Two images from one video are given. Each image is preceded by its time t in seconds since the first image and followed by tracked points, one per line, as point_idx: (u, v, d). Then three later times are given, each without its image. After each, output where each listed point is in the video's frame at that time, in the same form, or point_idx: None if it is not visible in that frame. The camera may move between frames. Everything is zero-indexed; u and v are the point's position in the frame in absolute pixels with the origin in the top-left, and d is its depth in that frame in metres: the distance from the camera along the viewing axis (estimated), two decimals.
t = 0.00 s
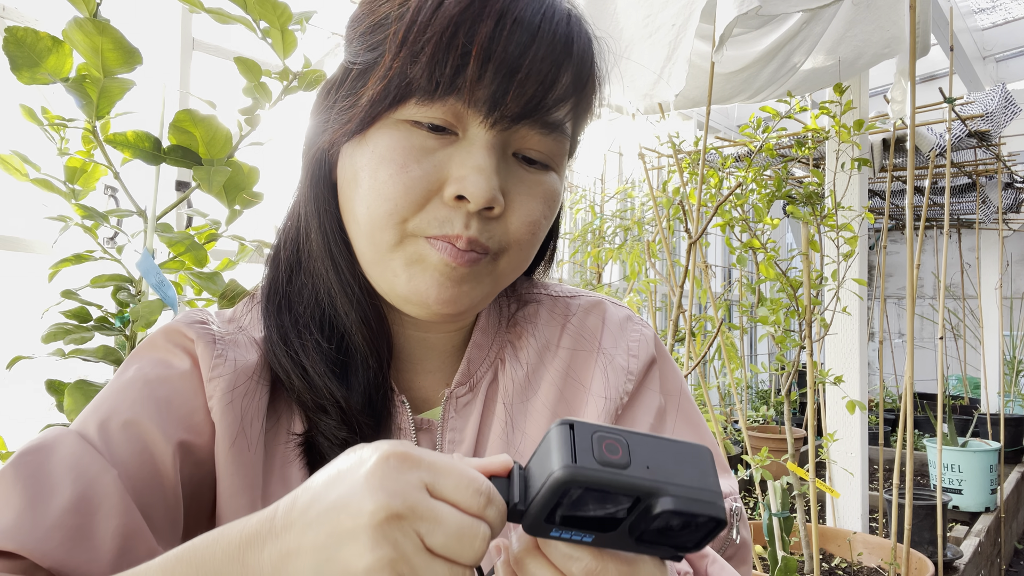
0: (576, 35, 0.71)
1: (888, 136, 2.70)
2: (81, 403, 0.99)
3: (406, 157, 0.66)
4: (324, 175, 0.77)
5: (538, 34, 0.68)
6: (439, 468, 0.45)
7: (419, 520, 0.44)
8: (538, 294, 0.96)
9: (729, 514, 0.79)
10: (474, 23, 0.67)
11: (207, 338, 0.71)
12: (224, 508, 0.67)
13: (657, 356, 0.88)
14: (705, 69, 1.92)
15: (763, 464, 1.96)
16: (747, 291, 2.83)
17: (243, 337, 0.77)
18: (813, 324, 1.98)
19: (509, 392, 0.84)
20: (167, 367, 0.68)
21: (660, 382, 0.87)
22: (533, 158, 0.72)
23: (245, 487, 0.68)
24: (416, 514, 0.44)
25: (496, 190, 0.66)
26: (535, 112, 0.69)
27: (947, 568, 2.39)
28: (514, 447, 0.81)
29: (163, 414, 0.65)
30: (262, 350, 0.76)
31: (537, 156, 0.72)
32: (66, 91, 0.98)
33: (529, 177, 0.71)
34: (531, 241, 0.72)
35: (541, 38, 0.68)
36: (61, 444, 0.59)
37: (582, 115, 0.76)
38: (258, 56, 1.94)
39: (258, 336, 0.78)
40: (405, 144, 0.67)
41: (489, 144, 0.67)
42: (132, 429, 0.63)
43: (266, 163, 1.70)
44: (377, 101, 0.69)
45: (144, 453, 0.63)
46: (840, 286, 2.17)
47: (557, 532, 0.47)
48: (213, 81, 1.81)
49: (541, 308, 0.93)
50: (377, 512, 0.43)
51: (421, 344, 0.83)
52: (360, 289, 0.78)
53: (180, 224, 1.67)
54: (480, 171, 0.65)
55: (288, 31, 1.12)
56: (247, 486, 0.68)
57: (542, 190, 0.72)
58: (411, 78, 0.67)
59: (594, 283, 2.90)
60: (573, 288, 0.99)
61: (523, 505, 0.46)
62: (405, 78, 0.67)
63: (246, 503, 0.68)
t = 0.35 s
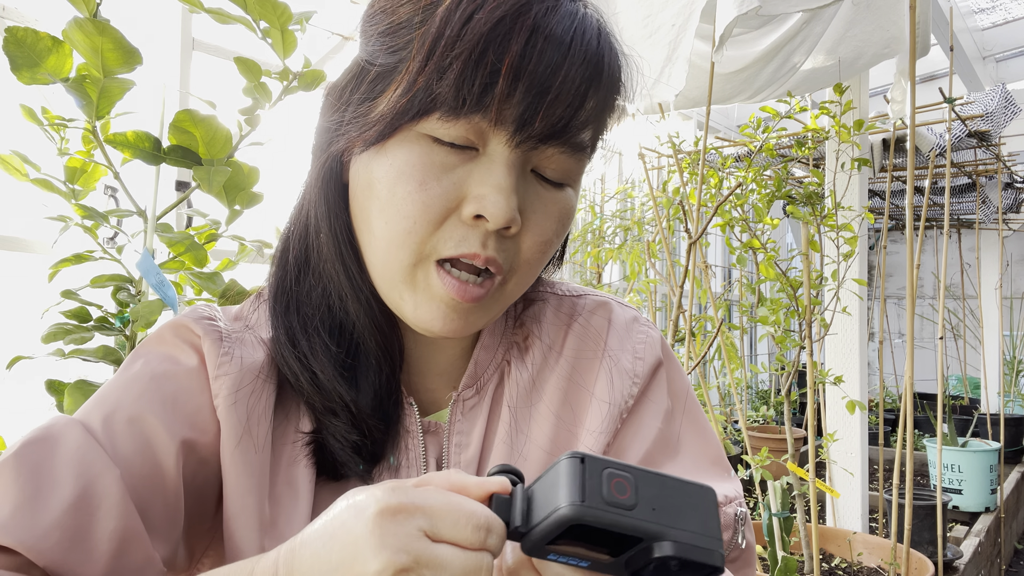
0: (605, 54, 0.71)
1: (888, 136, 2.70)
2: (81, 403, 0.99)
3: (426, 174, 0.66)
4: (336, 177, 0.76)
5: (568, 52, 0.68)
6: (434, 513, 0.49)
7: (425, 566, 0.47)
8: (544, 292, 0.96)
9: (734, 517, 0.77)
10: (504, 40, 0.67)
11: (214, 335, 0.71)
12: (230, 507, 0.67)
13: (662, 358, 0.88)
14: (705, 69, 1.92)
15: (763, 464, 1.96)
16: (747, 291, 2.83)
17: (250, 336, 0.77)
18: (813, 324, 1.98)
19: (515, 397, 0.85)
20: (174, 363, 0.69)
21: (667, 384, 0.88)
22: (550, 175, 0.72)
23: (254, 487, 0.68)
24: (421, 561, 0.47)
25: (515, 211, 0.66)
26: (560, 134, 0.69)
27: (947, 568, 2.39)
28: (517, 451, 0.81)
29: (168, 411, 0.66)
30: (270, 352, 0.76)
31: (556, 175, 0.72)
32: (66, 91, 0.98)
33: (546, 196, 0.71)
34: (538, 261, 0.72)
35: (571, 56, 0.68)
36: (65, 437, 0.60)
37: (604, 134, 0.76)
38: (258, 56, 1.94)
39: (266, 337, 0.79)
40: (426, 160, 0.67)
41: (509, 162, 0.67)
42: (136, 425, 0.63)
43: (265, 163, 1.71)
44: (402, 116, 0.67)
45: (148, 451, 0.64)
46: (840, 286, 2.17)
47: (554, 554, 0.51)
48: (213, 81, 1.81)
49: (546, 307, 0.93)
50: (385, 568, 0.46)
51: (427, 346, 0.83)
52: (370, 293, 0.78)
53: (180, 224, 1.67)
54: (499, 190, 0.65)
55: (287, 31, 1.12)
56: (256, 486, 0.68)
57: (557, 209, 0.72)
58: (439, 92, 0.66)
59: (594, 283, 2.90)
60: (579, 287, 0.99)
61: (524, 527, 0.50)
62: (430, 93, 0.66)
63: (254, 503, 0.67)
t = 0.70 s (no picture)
0: (632, 62, 0.70)
1: (888, 136, 2.70)
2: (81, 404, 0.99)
3: (445, 177, 0.66)
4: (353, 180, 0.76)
5: (597, 61, 0.67)
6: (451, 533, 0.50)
7: None
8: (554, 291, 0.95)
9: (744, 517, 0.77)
10: (531, 46, 0.66)
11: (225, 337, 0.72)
12: (236, 514, 0.66)
13: (673, 361, 0.88)
14: (705, 69, 1.92)
15: (763, 464, 1.96)
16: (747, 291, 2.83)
17: (260, 338, 0.77)
18: (813, 324, 1.98)
19: (525, 400, 0.85)
20: (183, 364, 0.69)
21: (678, 386, 0.87)
22: (571, 183, 0.72)
23: (263, 493, 0.68)
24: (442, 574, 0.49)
25: (535, 219, 0.66)
26: (584, 144, 0.69)
27: (946, 568, 2.39)
28: (528, 456, 0.81)
29: (175, 413, 0.65)
30: (281, 354, 0.76)
31: (576, 182, 0.72)
32: (66, 91, 0.98)
33: (565, 201, 0.71)
34: (563, 266, 0.73)
35: (599, 65, 0.67)
36: (71, 436, 0.59)
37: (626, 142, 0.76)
38: (258, 56, 1.94)
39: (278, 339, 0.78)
40: (446, 165, 0.67)
41: (529, 169, 0.67)
42: (143, 427, 0.63)
43: (266, 163, 1.70)
44: (425, 121, 0.67)
45: (153, 453, 0.63)
46: (840, 286, 2.17)
47: None
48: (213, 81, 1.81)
49: (555, 307, 0.93)
50: None
51: (436, 348, 0.83)
52: (385, 295, 0.78)
53: (180, 224, 1.67)
54: (519, 198, 0.65)
55: (288, 31, 1.12)
56: (265, 492, 0.68)
57: (579, 215, 0.73)
58: (463, 99, 0.66)
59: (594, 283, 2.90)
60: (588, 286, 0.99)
61: None
62: (453, 99, 0.66)
63: (262, 510, 0.67)
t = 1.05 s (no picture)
0: (635, 51, 0.71)
1: (887, 136, 2.70)
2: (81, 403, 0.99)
3: (449, 171, 0.66)
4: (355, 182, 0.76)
5: (601, 48, 0.68)
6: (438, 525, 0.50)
7: None
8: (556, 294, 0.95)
9: (747, 524, 0.77)
10: (534, 35, 0.66)
11: (219, 339, 0.72)
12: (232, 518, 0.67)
13: (676, 366, 0.88)
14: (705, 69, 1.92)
15: (762, 464, 1.96)
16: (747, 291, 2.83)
17: (256, 341, 0.77)
18: (812, 324, 1.98)
19: (527, 403, 0.85)
20: (177, 366, 0.69)
21: (681, 392, 0.87)
22: (577, 176, 0.72)
23: (259, 497, 0.69)
24: None
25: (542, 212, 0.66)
26: (590, 133, 0.70)
27: (947, 568, 2.39)
28: (528, 461, 0.82)
29: (168, 416, 0.66)
30: (277, 362, 0.76)
31: (582, 175, 0.72)
32: (66, 91, 0.98)
33: (571, 195, 0.71)
34: (568, 262, 0.73)
35: (604, 53, 0.68)
36: (62, 440, 0.59)
37: (631, 133, 0.77)
38: (258, 56, 1.94)
39: (273, 341, 0.78)
40: (450, 157, 0.66)
41: (535, 160, 0.67)
42: (135, 431, 0.63)
43: (266, 163, 1.71)
44: (429, 113, 0.67)
45: (146, 457, 0.63)
46: (840, 285, 2.17)
47: None
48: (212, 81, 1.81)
49: (557, 310, 0.93)
50: None
51: (436, 347, 0.84)
52: (389, 302, 0.78)
53: (180, 224, 1.67)
54: (527, 189, 0.65)
55: (287, 31, 1.12)
56: (260, 497, 0.69)
57: (586, 211, 0.72)
58: (468, 89, 0.66)
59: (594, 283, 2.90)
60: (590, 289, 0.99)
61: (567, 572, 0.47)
62: (457, 90, 0.66)
63: (257, 515, 0.68)
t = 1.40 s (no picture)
0: None
1: (887, 137, 2.70)
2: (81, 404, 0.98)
3: (400, 143, 0.67)
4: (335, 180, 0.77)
5: None
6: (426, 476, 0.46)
7: None
8: (558, 294, 0.95)
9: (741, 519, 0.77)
10: None
11: (223, 334, 0.71)
12: (233, 510, 0.67)
13: (677, 363, 0.88)
14: (705, 70, 1.92)
15: (763, 464, 1.96)
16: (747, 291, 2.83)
17: (259, 335, 0.76)
18: (813, 324, 1.98)
19: (527, 402, 0.84)
20: (182, 360, 0.69)
21: (681, 389, 0.88)
22: (537, 130, 0.72)
23: (260, 492, 0.68)
24: None
25: (493, 168, 0.65)
26: (530, 77, 0.68)
27: (947, 568, 2.39)
28: (530, 459, 0.81)
29: (172, 409, 0.65)
30: (281, 356, 0.76)
31: (543, 128, 0.72)
32: (66, 91, 0.98)
33: (536, 156, 0.70)
34: (537, 230, 0.70)
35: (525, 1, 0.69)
36: (68, 430, 0.59)
37: (588, 83, 0.75)
38: (258, 56, 1.95)
39: (277, 336, 0.78)
40: (399, 130, 0.67)
41: (485, 122, 0.67)
42: (139, 422, 0.63)
43: (266, 163, 1.71)
44: (368, 90, 0.70)
45: (149, 449, 0.63)
46: (840, 286, 2.17)
47: None
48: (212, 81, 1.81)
49: (558, 308, 0.93)
50: None
51: (434, 345, 0.83)
52: (376, 296, 0.78)
53: (180, 224, 1.67)
54: (475, 150, 0.65)
55: (288, 31, 1.12)
56: (262, 492, 0.68)
57: (551, 172, 0.70)
58: (398, 58, 0.69)
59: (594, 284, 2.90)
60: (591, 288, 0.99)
61: None
62: (390, 61, 0.69)
63: (259, 510, 0.67)
